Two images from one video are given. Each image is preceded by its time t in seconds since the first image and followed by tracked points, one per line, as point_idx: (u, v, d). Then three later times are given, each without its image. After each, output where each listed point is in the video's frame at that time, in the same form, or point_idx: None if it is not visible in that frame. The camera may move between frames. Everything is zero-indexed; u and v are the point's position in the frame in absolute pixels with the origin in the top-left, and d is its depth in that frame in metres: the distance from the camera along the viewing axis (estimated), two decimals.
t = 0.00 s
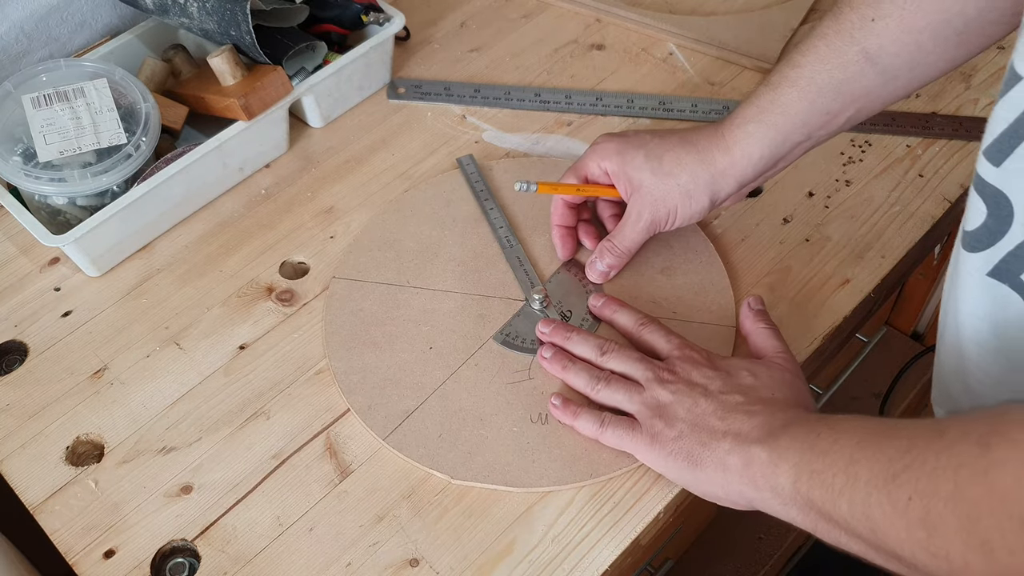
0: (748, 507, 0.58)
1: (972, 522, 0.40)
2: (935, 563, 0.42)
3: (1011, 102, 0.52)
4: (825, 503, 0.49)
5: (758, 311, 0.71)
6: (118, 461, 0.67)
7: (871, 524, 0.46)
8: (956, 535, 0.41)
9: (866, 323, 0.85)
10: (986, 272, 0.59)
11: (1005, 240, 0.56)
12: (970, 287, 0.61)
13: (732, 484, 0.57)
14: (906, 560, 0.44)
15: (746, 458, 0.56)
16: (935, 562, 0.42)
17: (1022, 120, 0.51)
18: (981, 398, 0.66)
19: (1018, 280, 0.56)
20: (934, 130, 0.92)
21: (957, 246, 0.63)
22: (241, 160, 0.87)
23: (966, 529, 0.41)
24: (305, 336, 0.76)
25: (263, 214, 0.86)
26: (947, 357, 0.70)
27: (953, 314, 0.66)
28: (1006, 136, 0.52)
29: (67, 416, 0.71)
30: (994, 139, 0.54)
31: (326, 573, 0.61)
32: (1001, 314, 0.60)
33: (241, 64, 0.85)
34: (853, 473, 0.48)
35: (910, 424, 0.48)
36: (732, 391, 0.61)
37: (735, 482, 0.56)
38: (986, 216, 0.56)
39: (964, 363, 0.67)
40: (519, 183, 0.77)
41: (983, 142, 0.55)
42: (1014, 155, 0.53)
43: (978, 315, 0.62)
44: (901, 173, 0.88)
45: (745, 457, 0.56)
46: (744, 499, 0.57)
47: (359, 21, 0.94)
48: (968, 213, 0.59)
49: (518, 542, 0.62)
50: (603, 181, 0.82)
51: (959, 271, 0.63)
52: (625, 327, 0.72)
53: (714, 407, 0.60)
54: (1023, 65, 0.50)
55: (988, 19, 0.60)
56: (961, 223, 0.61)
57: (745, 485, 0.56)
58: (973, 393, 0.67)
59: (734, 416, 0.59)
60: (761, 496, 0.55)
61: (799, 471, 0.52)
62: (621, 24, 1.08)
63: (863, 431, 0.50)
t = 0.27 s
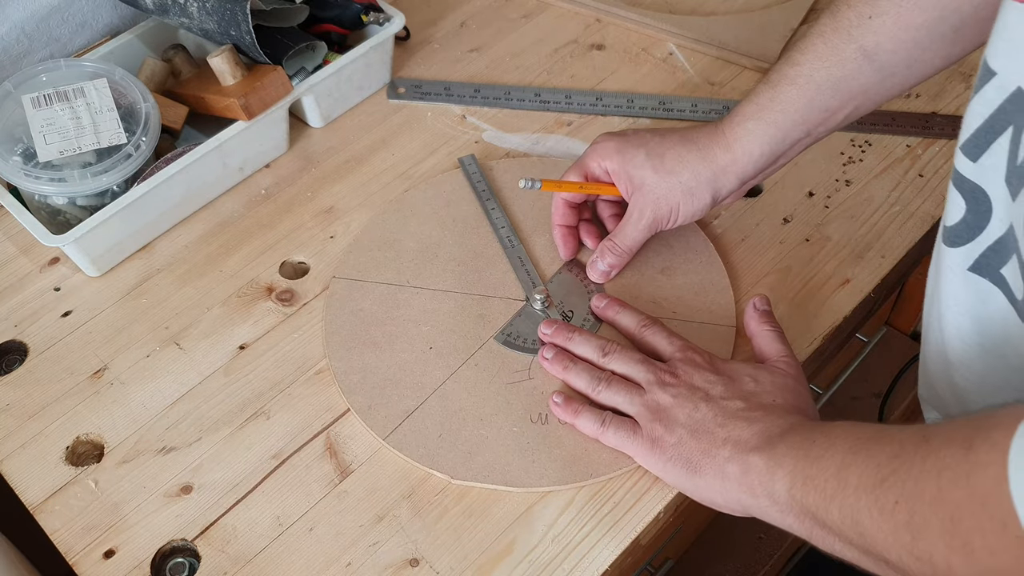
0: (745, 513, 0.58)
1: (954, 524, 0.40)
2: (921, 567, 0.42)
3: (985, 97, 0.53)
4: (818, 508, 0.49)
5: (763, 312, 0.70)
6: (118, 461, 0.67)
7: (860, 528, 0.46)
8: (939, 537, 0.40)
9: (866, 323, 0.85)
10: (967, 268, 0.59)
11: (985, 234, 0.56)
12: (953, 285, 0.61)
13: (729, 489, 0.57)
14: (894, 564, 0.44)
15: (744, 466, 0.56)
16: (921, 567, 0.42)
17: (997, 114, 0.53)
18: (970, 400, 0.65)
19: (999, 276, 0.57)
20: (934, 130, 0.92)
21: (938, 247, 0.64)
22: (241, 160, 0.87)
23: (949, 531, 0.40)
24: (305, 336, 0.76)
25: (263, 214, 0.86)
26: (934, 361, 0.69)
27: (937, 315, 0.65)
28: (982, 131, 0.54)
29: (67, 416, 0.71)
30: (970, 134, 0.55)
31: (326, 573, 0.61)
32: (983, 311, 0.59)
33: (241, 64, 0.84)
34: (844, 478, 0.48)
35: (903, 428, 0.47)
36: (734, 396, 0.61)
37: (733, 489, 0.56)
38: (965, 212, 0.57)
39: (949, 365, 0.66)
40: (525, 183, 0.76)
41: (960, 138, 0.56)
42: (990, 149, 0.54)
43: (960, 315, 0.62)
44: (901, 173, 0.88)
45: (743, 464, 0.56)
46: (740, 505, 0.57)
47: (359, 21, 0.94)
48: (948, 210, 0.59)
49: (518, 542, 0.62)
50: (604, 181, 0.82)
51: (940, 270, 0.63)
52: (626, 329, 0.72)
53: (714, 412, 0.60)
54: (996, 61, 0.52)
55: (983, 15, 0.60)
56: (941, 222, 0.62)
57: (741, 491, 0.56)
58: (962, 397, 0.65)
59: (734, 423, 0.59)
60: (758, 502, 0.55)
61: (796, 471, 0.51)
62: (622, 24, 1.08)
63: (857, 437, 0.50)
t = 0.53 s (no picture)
0: (745, 512, 0.58)
1: (950, 514, 0.40)
2: (919, 558, 0.42)
3: (966, 87, 0.54)
4: (817, 503, 0.49)
5: (763, 313, 0.71)
6: (118, 461, 0.67)
7: (858, 521, 0.46)
8: (936, 527, 0.40)
9: (866, 323, 0.85)
10: (955, 257, 0.59)
11: (971, 224, 0.57)
12: (940, 274, 0.61)
13: (729, 489, 0.57)
14: (892, 556, 0.44)
15: (744, 464, 0.56)
16: (919, 558, 0.42)
17: (978, 105, 0.53)
18: (960, 391, 0.64)
19: (985, 265, 0.57)
20: (934, 130, 0.92)
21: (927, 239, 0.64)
22: (241, 160, 0.87)
23: (945, 521, 0.40)
24: (305, 336, 0.76)
25: (263, 214, 0.86)
26: (924, 351, 0.69)
27: (927, 306, 0.65)
28: (965, 121, 0.54)
29: (67, 416, 0.71)
30: (954, 124, 0.55)
31: (326, 573, 0.61)
32: (970, 302, 0.59)
33: (241, 64, 0.84)
34: (843, 471, 0.48)
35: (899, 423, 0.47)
36: (733, 396, 0.61)
37: (733, 488, 0.56)
38: (951, 201, 0.58)
39: (940, 357, 0.65)
40: (524, 184, 0.76)
41: (945, 128, 0.57)
42: (972, 139, 0.54)
43: (949, 304, 0.61)
44: (901, 172, 0.88)
45: (743, 463, 0.56)
46: (741, 504, 0.57)
47: (359, 21, 0.94)
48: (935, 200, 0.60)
49: (518, 542, 0.62)
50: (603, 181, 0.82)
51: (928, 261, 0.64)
52: (626, 330, 0.72)
53: (714, 412, 0.60)
54: (975, 51, 0.52)
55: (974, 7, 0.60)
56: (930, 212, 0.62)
57: (742, 489, 0.56)
58: (952, 388, 0.65)
59: (735, 422, 0.59)
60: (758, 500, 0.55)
61: (795, 470, 0.52)
62: (621, 24, 1.08)
63: (856, 431, 0.50)
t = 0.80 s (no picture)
0: (746, 512, 0.58)
1: (951, 506, 0.40)
2: (921, 553, 0.42)
3: (963, 79, 0.54)
4: (818, 501, 0.49)
5: (763, 314, 0.71)
6: (118, 461, 0.67)
7: (859, 518, 0.46)
8: (937, 520, 0.40)
9: (866, 323, 0.85)
10: (950, 250, 0.59)
11: (967, 217, 0.57)
12: (935, 267, 0.61)
13: (730, 488, 0.57)
14: (894, 552, 0.44)
15: (744, 463, 0.56)
16: (921, 552, 0.42)
17: (975, 96, 0.53)
18: (958, 383, 0.64)
19: (981, 258, 0.57)
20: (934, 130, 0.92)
21: (922, 232, 0.64)
22: (241, 160, 0.87)
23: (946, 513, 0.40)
24: (305, 336, 0.76)
25: (263, 214, 0.86)
26: (920, 344, 0.69)
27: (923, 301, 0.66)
28: (961, 113, 0.54)
29: (67, 416, 0.71)
30: (950, 116, 0.55)
31: (326, 573, 0.61)
32: (966, 295, 0.59)
33: (241, 64, 0.84)
34: (844, 468, 0.48)
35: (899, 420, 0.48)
36: (734, 395, 0.61)
37: (733, 488, 0.56)
38: (947, 193, 0.58)
39: (937, 352, 0.65)
40: (523, 184, 0.76)
41: (940, 121, 0.57)
42: (969, 131, 0.54)
43: (944, 297, 0.62)
44: (901, 172, 0.88)
45: (743, 463, 0.56)
46: (741, 504, 0.57)
47: (359, 21, 0.94)
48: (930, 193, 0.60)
49: (518, 542, 0.62)
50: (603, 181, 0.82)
51: (924, 253, 0.64)
52: (625, 330, 0.72)
53: (714, 412, 0.60)
54: (972, 42, 0.52)
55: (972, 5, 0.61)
56: (924, 205, 0.63)
57: (742, 488, 0.56)
58: (950, 381, 0.65)
59: (735, 421, 0.59)
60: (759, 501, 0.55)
61: (795, 469, 0.52)
62: (621, 24, 1.08)
63: (856, 428, 0.50)
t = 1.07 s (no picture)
0: (748, 510, 0.58)
1: (960, 496, 0.40)
2: (928, 544, 0.42)
3: (973, 71, 0.54)
4: (821, 496, 0.49)
5: (764, 315, 0.71)
6: (118, 461, 0.67)
7: (864, 511, 0.46)
8: (945, 510, 0.40)
9: (866, 323, 0.85)
10: (958, 243, 0.59)
11: (975, 210, 0.57)
12: (942, 260, 0.61)
13: (731, 486, 0.57)
14: (899, 544, 0.44)
15: (745, 460, 0.56)
16: (928, 544, 0.42)
17: (985, 89, 0.53)
18: (963, 377, 0.64)
19: (988, 251, 0.57)
20: (934, 130, 0.92)
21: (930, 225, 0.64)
22: (241, 160, 0.87)
23: (955, 503, 0.40)
24: (305, 336, 0.76)
25: (263, 214, 0.86)
26: (926, 337, 0.69)
27: (929, 293, 0.66)
28: (971, 106, 0.54)
29: (67, 416, 0.71)
30: (960, 109, 0.55)
31: (326, 573, 0.61)
32: (973, 288, 0.59)
33: (241, 64, 0.84)
34: (848, 462, 0.48)
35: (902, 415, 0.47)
36: (734, 393, 0.61)
37: (735, 485, 0.56)
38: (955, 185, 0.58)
39: (943, 345, 0.65)
40: (524, 184, 0.76)
41: (950, 114, 0.57)
42: (978, 124, 0.54)
43: (950, 290, 0.62)
44: (901, 172, 0.88)
45: (744, 459, 0.56)
46: (743, 502, 0.57)
47: (359, 21, 0.94)
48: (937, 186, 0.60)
49: (518, 542, 0.62)
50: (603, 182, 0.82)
51: (931, 246, 0.64)
52: (625, 330, 0.72)
53: (714, 410, 0.60)
54: (983, 35, 0.52)
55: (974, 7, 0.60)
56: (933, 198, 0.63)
57: (743, 486, 0.56)
58: (955, 374, 0.65)
59: (736, 419, 0.59)
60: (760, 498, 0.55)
61: (797, 466, 0.52)
62: (622, 24, 1.08)
63: (860, 422, 0.50)
